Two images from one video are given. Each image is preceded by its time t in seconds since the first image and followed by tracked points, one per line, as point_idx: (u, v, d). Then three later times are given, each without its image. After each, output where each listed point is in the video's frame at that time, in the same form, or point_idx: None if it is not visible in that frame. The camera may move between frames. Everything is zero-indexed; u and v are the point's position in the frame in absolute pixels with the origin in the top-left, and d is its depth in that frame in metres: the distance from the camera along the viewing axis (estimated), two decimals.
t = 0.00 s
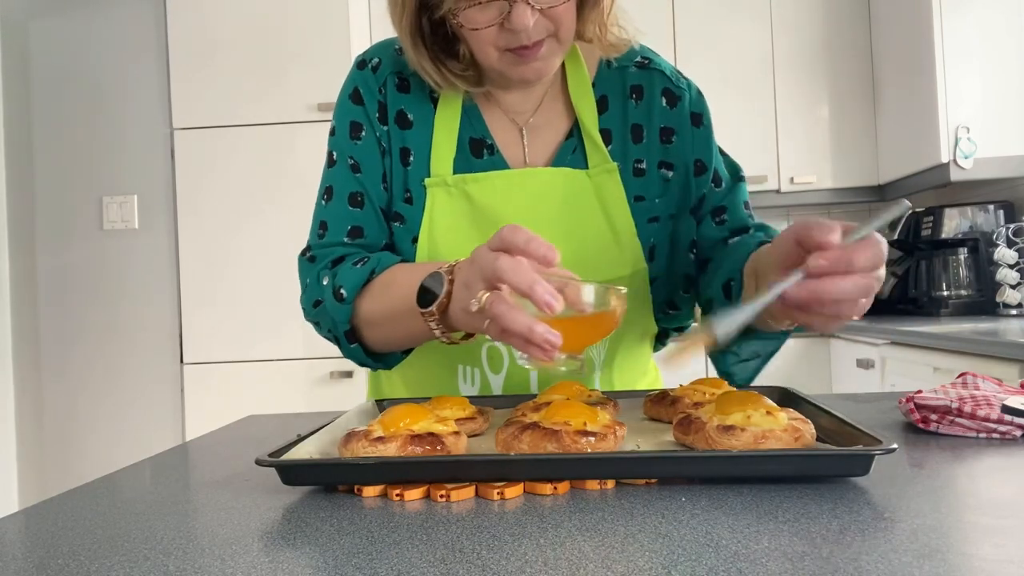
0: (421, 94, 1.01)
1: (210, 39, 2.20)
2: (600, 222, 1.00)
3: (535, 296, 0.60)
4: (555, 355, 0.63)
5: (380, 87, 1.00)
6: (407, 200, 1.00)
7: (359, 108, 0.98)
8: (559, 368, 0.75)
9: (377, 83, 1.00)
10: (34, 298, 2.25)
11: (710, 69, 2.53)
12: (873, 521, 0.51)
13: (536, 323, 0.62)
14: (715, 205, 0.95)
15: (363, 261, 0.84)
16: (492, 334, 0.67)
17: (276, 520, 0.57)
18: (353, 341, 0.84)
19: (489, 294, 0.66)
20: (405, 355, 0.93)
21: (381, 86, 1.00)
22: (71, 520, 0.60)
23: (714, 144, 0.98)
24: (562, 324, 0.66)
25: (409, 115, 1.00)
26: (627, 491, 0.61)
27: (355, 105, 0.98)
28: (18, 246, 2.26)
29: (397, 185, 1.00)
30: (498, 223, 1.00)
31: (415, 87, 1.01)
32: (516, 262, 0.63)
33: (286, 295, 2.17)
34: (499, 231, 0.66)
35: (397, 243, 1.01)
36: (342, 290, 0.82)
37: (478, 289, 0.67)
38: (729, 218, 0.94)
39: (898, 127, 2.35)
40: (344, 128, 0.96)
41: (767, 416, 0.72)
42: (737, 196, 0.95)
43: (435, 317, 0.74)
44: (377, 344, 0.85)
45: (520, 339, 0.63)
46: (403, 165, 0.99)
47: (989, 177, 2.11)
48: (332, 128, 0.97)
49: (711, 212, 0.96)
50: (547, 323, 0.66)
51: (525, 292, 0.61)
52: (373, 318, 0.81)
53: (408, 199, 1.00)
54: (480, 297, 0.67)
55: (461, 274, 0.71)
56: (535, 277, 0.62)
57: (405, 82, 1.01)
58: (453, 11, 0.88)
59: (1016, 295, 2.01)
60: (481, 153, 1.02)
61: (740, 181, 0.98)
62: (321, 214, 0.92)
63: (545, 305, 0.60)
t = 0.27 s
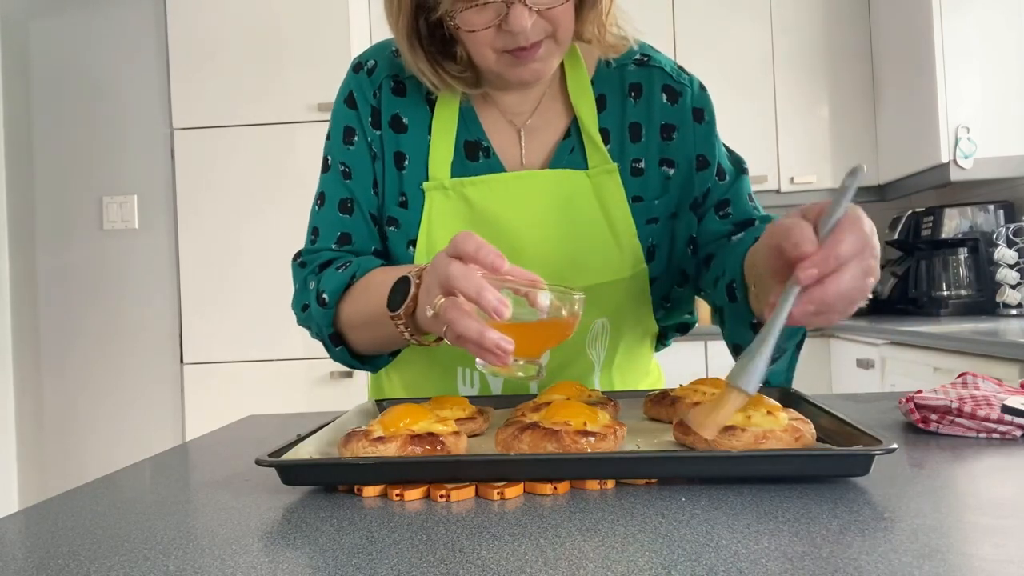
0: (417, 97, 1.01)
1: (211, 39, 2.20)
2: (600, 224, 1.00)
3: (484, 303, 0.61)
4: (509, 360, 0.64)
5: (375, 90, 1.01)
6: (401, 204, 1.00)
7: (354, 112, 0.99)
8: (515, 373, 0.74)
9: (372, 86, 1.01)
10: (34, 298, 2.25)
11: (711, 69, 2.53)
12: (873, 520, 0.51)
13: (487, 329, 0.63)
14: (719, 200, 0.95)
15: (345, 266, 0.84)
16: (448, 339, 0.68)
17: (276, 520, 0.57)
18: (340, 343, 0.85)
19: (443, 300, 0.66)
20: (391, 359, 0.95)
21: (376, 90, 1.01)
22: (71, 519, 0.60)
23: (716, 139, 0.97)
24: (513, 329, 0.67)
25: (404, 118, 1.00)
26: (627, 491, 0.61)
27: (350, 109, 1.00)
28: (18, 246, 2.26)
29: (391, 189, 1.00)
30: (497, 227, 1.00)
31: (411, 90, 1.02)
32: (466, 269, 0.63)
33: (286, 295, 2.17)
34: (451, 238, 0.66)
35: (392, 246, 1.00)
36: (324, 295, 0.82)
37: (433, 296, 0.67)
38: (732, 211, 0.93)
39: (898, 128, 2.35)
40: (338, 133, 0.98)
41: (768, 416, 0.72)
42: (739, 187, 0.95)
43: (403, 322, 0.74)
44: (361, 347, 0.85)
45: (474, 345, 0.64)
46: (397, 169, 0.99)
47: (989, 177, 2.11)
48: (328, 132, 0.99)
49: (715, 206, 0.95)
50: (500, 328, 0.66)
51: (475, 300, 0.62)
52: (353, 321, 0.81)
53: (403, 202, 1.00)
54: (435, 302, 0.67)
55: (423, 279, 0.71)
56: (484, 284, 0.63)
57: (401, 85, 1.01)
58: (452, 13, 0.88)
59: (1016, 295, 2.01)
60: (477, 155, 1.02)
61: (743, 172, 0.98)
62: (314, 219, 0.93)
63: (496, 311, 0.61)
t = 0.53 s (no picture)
0: (413, 97, 1.02)
1: (211, 39, 2.20)
2: (598, 224, 1.00)
3: (481, 300, 0.61)
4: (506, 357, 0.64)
5: (371, 92, 1.01)
6: (397, 205, 1.00)
7: (350, 114, 1.00)
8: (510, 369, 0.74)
9: (368, 88, 1.02)
10: (34, 298, 2.25)
11: (711, 69, 2.53)
12: (873, 521, 0.51)
13: (485, 327, 0.63)
14: (717, 201, 0.95)
15: (341, 266, 0.84)
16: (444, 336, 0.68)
17: (276, 520, 0.57)
18: (336, 342, 0.85)
19: (439, 298, 0.66)
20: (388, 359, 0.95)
21: (372, 91, 1.01)
22: (71, 519, 0.60)
23: (714, 139, 0.98)
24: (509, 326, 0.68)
25: (400, 119, 1.00)
26: (627, 491, 0.61)
27: (346, 111, 1.00)
28: (18, 246, 2.26)
29: (387, 189, 1.00)
30: (494, 226, 1.00)
31: (407, 90, 1.02)
32: (463, 267, 0.63)
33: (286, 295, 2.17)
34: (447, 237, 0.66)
35: (388, 248, 1.00)
36: (321, 294, 0.82)
37: (430, 294, 0.67)
38: (731, 213, 0.93)
39: (898, 128, 2.36)
40: (335, 134, 0.99)
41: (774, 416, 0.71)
42: (737, 187, 0.95)
43: (399, 320, 0.73)
44: (357, 346, 0.85)
45: (471, 342, 0.64)
46: (393, 169, 1.00)
47: (989, 177, 2.11)
48: (325, 133, 1.00)
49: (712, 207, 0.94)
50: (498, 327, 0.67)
51: (471, 297, 0.62)
52: (350, 320, 0.81)
53: (399, 202, 1.00)
54: (432, 300, 0.67)
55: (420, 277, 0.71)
56: (481, 281, 0.63)
57: (397, 86, 1.02)
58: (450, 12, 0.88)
59: (1016, 295, 2.01)
60: (473, 155, 1.02)
61: (740, 172, 0.98)
62: (311, 220, 0.95)
63: (491, 309, 0.61)
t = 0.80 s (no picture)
0: (416, 95, 1.01)
1: (210, 39, 2.20)
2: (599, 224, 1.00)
3: (520, 312, 0.61)
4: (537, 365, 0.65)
5: (374, 89, 1.00)
6: (400, 202, 0.99)
7: (353, 111, 0.99)
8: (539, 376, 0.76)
9: (371, 85, 1.01)
10: (34, 298, 2.25)
11: (711, 69, 2.53)
12: (873, 521, 0.51)
13: (519, 335, 0.64)
14: (711, 211, 0.98)
15: (352, 264, 0.84)
16: (473, 341, 0.68)
17: (276, 520, 0.57)
18: (346, 341, 0.85)
19: (473, 305, 0.66)
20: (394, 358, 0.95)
21: (375, 88, 1.01)
22: (71, 520, 0.60)
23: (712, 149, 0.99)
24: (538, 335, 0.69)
25: (403, 117, 1.00)
26: (627, 491, 0.61)
27: (349, 108, 1.00)
28: (18, 246, 2.26)
29: (391, 186, 0.99)
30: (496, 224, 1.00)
31: (410, 88, 1.02)
32: (500, 276, 0.63)
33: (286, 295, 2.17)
34: (484, 243, 0.66)
35: (391, 245, 1.00)
36: (333, 294, 0.82)
37: (462, 299, 0.68)
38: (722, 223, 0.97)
39: (898, 128, 2.36)
40: (337, 131, 0.97)
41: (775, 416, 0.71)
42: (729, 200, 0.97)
43: (421, 321, 0.73)
44: (367, 345, 0.85)
45: (503, 349, 0.65)
46: (397, 166, 0.99)
47: (989, 177, 2.11)
48: (327, 130, 0.99)
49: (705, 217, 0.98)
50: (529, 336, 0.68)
51: (509, 307, 0.62)
52: (362, 320, 0.82)
53: (402, 200, 1.00)
54: (465, 307, 0.67)
55: (448, 281, 0.70)
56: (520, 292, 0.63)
57: (400, 83, 1.01)
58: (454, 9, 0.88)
59: (1016, 295, 2.01)
60: (476, 154, 1.02)
61: (735, 183, 0.99)
62: (313, 216, 0.93)
63: (529, 322, 0.61)
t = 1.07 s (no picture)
0: (426, 92, 1.01)
1: (210, 40, 2.20)
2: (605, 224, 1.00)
3: (577, 303, 0.62)
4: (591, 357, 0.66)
5: (385, 86, 1.00)
6: (412, 198, 0.99)
7: (364, 107, 0.98)
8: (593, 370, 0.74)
9: (381, 82, 1.00)
10: (34, 299, 2.25)
11: (710, 70, 2.53)
12: (873, 521, 0.51)
13: (576, 327, 0.64)
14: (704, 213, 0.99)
15: (379, 263, 0.84)
16: (524, 335, 0.69)
17: (276, 520, 0.57)
18: (370, 342, 0.83)
19: (524, 299, 0.67)
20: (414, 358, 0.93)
21: (386, 85, 1.00)
22: (71, 520, 0.60)
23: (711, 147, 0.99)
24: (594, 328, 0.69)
25: (413, 113, 0.99)
26: (627, 491, 0.61)
27: (359, 104, 0.98)
28: (18, 247, 2.26)
29: (402, 183, 0.99)
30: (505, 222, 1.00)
31: (419, 85, 1.01)
32: (557, 268, 0.63)
33: (286, 295, 2.17)
34: (533, 237, 0.66)
35: (402, 242, 0.99)
36: (361, 293, 0.81)
37: (512, 294, 0.68)
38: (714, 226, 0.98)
39: (897, 128, 2.36)
40: (348, 127, 0.96)
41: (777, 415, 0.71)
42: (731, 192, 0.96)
43: (464, 321, 0.74)
44: (392, 345, 0.84)
45: (558, 341, 0.66)
46: (408, 163, 0.99)
47: (989, 177, 2.11)
48: (336, 126, 0.97)
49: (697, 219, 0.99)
50: (586, 328, 0.68)
51: (567, 299, 0.62)
52: (390, 320, 0.81)
53: (414, 196, 0.99)
54: (516, 301, 0.68)
55: (492, 278, 0.71)
56: (576, 283, 0.63)
57: (409, 81, 1.01)
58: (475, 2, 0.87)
59: (1016, 295, 2.01)
60: (487, 151, 1.01)
61: (733, 175, 0.98)
62: (327, 213, 0.92)
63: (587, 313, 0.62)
